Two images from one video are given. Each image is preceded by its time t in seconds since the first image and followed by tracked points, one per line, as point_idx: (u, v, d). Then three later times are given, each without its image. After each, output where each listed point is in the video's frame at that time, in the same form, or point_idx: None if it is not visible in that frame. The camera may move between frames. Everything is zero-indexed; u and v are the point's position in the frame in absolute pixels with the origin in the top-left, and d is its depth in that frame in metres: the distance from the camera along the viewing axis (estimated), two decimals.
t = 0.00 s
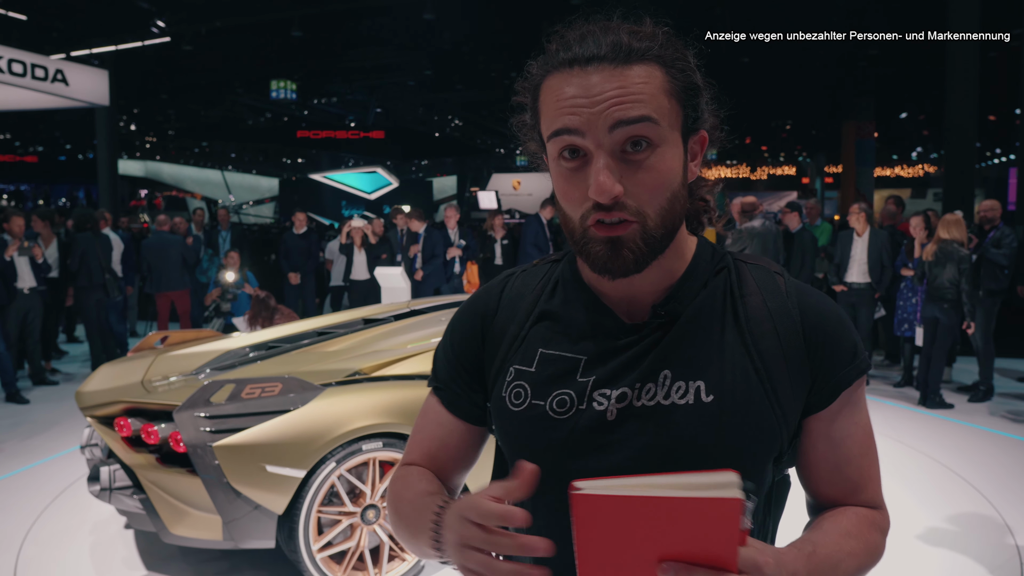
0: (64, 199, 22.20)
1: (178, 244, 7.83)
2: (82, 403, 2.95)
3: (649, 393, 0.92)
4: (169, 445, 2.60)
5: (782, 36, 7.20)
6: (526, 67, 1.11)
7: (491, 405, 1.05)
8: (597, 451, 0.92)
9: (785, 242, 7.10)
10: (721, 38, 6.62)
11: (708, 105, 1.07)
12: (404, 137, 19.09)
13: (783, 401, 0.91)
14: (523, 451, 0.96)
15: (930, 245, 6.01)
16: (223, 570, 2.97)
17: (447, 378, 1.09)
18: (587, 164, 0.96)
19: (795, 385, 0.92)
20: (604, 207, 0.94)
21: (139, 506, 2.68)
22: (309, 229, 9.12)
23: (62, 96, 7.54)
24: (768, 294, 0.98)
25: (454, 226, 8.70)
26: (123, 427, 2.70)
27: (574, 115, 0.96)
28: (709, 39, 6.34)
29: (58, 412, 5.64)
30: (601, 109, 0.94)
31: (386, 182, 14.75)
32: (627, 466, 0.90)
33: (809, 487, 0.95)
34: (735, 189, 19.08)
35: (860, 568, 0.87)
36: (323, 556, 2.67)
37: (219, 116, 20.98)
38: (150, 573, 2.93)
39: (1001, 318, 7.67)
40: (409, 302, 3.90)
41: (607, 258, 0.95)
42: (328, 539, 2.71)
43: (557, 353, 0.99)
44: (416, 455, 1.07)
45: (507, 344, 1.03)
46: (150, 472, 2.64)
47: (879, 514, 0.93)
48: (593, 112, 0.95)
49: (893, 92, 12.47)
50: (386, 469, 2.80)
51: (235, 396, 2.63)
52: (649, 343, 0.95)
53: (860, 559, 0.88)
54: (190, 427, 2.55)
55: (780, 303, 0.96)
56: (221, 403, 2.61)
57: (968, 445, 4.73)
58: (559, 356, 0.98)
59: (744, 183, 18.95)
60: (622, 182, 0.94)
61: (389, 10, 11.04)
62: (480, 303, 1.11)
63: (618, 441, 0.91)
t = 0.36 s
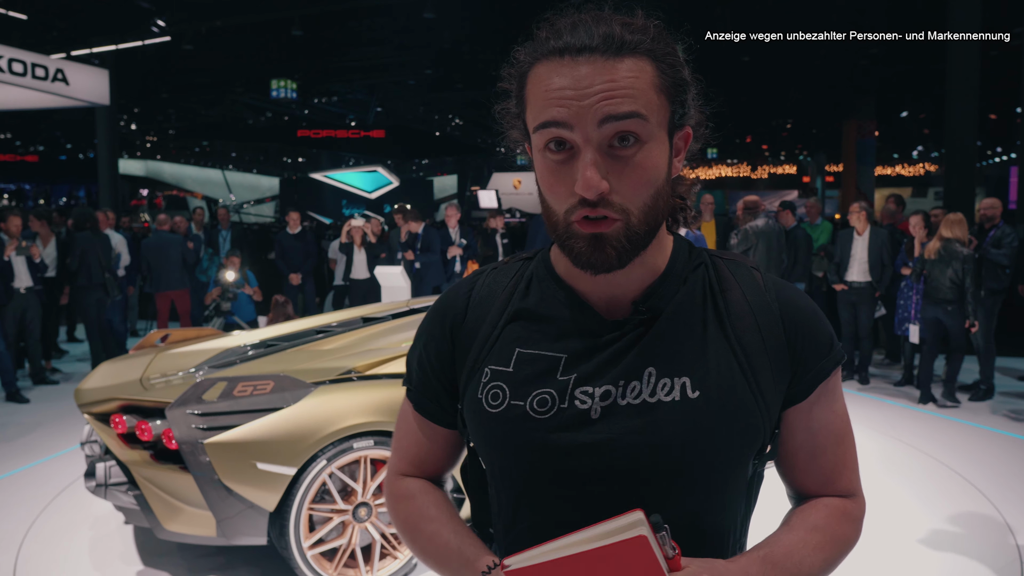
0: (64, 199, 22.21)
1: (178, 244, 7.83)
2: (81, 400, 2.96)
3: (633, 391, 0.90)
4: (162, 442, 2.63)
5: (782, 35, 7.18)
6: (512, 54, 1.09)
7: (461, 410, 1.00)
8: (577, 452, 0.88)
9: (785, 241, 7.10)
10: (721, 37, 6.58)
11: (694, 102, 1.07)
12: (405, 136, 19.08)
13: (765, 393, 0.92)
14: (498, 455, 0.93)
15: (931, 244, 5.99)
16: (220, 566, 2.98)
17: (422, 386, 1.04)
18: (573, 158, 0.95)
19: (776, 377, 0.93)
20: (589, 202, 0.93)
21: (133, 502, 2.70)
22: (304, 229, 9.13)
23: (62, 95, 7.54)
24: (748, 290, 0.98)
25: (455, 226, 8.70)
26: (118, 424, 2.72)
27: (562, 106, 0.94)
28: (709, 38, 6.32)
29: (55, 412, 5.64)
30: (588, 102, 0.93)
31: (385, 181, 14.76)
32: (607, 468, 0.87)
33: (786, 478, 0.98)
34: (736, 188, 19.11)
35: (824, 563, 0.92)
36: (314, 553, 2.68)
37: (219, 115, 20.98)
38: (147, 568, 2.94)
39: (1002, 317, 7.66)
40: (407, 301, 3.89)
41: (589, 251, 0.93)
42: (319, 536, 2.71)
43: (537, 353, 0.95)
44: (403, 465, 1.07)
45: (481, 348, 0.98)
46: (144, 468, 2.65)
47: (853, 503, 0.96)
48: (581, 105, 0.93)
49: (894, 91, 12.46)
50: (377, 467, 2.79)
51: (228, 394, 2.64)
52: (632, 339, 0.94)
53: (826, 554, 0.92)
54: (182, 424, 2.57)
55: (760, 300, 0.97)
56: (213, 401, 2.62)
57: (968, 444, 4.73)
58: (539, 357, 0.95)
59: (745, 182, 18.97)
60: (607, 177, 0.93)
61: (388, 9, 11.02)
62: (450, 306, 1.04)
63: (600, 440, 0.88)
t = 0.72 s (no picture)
0: (66, 199, 22.24)
1: (178, 244, 7.84)
2: (80, 397, 2.96)
3: (623, 390, 0.90)
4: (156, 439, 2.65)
5: (782, 35, 7.15)
6: (497, 54, 1.08)
7: (449, 412, 1.00)
8: (569, 451, 0.89)
9: (785, 241, 7.10)
10: (721, 37, 6.57)
11: (680, 104, 1.07)
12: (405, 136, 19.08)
13: (751, 390, 0.93)
14: (486, 459, 0.92)
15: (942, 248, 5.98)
16: (217, 562, 3.01)
17: (407, 387, 1.02)
18: (561, 160, 0.94)
19: (761, 374, 0.94)
20: (576, 205, 0.93)
21: (127, 499, 2.72)
22: (307, 229, 9.16)
23: (63, 96, 7.56)
24: (733, 290, 0.99)
25: (455, 226, 8.69)
26: (115, 421, 2.73)
27: (548, 108, 0.94)
28: (709, 38, 6.30)
29: (55, 412, 5.65)
30: (575, 105, 0.93)
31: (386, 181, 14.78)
32: (598, 468, 0.88)
33: (769, 476, 0.99)
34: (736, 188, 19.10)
35: (812, 559, 0.93)
36: (305, 551, 2.67)
37: (220, 115, 21.01)
38: (144, 564, 2.97)
39: (1004, 316, 7.66)
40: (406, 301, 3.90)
41: (578, 255, 0.93)
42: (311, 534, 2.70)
43: (525, 354, 0.95)
44: (383, 476, 1.05)
45: (468, 350, 0.98)
46: (139, 466, 2.67)
47: (831, 499, 0.98)
48: (568, 108, 0.93)
49: (895, 92, 12.44)
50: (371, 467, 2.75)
51: (220, 393, 2.69)
52: (620, 339, 0.94)
53: (813, 548, 0.93)
54: (175, 422, 2.61)
55: (745, 299, 0.97)
56: (206, 399, 2.67)
57: (969, 445, 4.72)
58: (527, 358, 0.95)
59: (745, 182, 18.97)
60: (595, 180, 0.93)
61: (388, 9, 11.02)
62: (432, 309, 1.03)
63: (591, 438, 0.89)
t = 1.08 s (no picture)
0: (66, 200, 22.24)
1: (178, 245, 7.84)
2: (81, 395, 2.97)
3: (617, 387, 0.91)
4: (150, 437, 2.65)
5: (781, 36, 7.14)
6: (492, 55, 1.09)
7: (444, 414, 1.00)
8: (565, 450, 0.89)
9: (783, 242, 7.11)
10: (721, 38, 6.57)
11: (674, 106, 1.08)
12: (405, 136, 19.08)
13: (744, 389, 0.94)
14: (482, 457, 0.93)
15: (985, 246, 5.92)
16: (212, 559, 3.04)
17: (397, 384, 1.01)
18: (554, 161, 0.95)
19: (753, 372, 0.95)
20: (568, 205, 0.93)
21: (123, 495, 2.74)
22: (310, 229, 9.20)
23: (63, 96, 7.56)
24: (725, 289, 0.99)
25: (455, 227, 8.68)
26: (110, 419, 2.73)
27: (541, 110, 0.94)
28: (709, 38, 6.30)
29: (56, 412, 5.65)
30: (569, 106, 0.93)
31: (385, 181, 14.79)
32: (594, 465, 0.88)
33: (759, 473, 1.00)
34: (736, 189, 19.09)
35: (799, 553, 0.94)
36: (297, 549, 2.70)
37: (220, 116, 21.02)
38: (140, 561, 2.99)
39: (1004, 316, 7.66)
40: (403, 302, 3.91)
41: (569, 255, 0.94)
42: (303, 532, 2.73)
43: (522, 353, 0.95)
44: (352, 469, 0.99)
45: (463, 349, 0.98)
46: (134, 463, 2.68)
47: (819, 493, 0.98)
48: (561, 110, 0.93)
49: (895, 92, 12.45)
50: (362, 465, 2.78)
51: (213, 391, 2.69)
52: (615, 338, 0.95)
53: (800, 541, 0.94)
54: (168, 420, 2.61)
55: (737, 298, 0.98)
56: (199, 398, 2.66)
57: (969, 445, 4.73)
58: (523, 357, 0.95)
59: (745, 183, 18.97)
60: (588, 180, 0.93)
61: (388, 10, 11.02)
62: (425, 309, 1.03)
63: (587, 435, 0.89)
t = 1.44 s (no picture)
0: (66, 200, 22.27)
1: (179, 245, 7.85)
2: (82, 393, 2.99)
3: (615, 387, 0.91)
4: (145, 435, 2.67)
5: (782, 36, 7.13)
6: (496, 50, 1.09)
7: (440, 412, 1.01)
8: (562, 450, 0.90)
9: (783, 242, 7.12)
10: (721, 38, 6.57)
11: (674, 109, 1.09)
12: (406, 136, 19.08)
13: (740, 389, 0.94)
14: (478, 457, 0.93)
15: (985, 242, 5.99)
16: (207, 556, 3.06)
17: (390, 386, 1.02)
18: (556, 157, 0.95)
19: (748, 372, 0.96)
20: (569, 201, 0.94)
21: (119, 492, 2.75)
22: (311, 229, 9.21)
23: (64, 96, 7.57)
24: (721, 289, 1.00)
25: (455, 227, 8.67)
26: (107, 417, 2.76)
27: (545, 107, 0.94)
28: (710, 39, 6.30)
29: (57, 412, 5.66)
30: (572, 101, 0.94)
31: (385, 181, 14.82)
32: (592, 464, 0.89)
33: (755, 470, 1.02)
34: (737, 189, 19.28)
35: (796, 547, 0.94)
36: (289, 546, 2.70)
37: (220, 116, 21.04)
38: (140, 557, 3.02)
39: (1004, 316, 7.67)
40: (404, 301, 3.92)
41: (568, 253, 0.95)
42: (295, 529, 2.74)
43: (519, 352, 0.96)
44: (359, 466, 1.03)
45: (459, 348, 0.98)
46: (131, 460, 2.69)
47: (813, 489, 1.00)
48: (564, 106, 0.94)
49: (895, 93, 12.46)
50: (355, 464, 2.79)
51: (207, 389, 2.70)
52: (612, 338, 0.95)
53: (798, 537, 0.94)
54: (162, 419, 2.62)
55: (733, 298, 0.99)
56: (192, 396, 2.67)
57: (968, 445, 4.73)
58: (521, 356, 0.95)
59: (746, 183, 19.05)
60: (589, 176, 0.93)
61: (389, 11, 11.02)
62: (421, 310, 1.04)
63: (585, 436, 0.90)
